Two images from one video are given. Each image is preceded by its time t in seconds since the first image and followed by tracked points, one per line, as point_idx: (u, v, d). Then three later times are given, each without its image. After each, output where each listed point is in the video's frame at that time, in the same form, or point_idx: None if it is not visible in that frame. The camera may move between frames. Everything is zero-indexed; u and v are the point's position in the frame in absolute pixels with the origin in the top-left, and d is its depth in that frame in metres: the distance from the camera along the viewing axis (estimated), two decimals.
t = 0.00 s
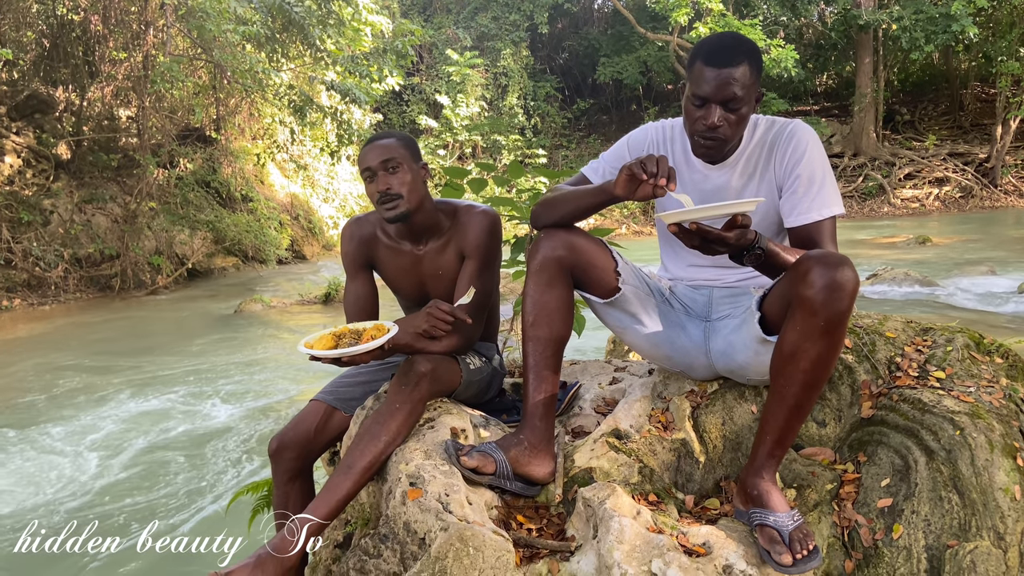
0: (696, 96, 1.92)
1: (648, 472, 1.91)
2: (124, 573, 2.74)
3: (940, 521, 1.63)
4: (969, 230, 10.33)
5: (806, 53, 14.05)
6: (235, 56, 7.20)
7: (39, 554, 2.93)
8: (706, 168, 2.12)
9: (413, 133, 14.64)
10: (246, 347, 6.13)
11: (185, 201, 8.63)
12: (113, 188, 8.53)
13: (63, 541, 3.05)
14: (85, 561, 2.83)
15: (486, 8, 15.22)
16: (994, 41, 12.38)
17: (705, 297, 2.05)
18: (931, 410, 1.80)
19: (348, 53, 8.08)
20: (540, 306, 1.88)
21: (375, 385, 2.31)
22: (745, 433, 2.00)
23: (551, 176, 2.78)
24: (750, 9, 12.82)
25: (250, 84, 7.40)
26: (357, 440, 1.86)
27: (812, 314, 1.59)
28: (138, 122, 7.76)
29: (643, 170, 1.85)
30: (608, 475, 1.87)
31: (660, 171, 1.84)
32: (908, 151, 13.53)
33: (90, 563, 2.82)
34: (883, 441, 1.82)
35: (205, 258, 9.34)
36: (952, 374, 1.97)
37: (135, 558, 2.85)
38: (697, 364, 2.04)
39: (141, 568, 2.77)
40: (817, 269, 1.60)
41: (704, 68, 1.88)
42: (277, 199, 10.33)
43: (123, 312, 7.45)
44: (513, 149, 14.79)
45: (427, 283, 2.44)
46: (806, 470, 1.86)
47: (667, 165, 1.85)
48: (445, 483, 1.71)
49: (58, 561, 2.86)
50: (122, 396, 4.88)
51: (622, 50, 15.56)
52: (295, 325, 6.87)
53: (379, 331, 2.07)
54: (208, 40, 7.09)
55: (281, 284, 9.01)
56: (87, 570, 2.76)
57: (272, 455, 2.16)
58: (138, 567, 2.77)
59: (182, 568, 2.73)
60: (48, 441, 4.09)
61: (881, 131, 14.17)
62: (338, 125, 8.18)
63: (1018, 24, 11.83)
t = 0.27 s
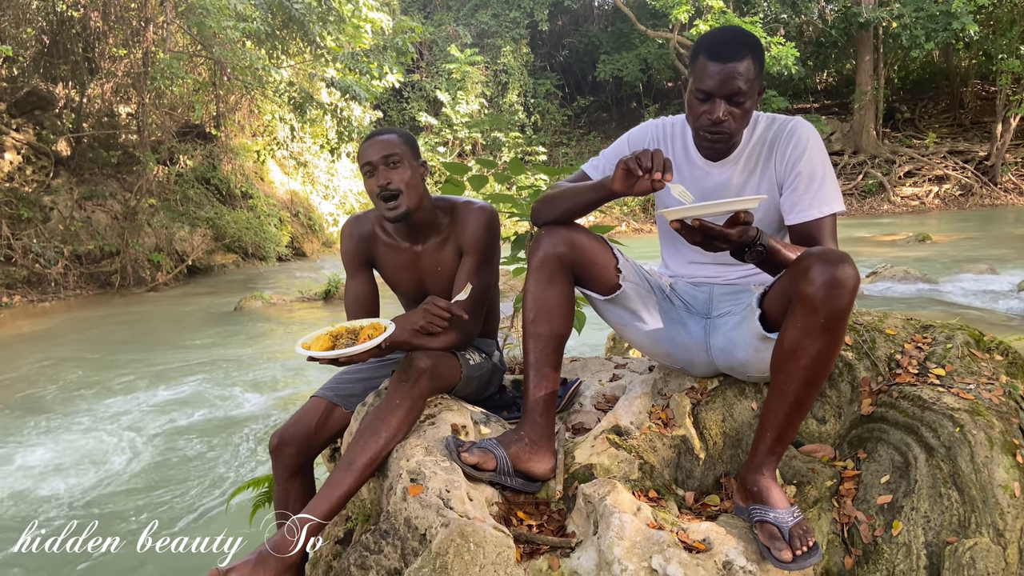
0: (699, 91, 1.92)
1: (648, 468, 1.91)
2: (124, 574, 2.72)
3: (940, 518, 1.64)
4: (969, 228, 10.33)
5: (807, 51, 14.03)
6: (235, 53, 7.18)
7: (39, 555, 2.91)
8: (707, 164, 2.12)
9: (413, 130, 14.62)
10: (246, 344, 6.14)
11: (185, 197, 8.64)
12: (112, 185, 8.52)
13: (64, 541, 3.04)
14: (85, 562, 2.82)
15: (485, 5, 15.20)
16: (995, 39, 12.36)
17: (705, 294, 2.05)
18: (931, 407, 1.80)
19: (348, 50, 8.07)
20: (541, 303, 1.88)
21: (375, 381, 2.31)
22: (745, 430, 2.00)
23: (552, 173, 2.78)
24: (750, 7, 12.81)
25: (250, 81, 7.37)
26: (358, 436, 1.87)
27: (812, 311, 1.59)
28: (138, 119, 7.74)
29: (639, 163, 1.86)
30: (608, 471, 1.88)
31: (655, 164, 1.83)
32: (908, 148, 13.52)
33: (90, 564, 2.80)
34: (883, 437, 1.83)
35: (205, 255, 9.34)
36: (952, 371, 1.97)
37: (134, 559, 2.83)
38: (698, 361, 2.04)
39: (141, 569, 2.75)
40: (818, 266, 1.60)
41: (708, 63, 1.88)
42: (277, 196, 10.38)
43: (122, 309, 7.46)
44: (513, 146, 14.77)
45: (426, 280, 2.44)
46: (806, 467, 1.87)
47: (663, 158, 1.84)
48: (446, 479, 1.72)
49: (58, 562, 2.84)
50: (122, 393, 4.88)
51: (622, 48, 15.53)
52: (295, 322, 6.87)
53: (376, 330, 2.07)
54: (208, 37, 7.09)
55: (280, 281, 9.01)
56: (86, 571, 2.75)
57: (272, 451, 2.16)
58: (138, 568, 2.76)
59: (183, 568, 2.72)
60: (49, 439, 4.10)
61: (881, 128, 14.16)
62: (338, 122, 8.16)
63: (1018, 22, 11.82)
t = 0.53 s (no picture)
0: (703, 80, 1.92)
1: (648, 466, 1.91)
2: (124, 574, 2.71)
3: (940, 516, 1.64)
4: (968, 227, 10.33)
5: (807, 49, 14.02)
6: (235, 50, 7.17)
7: (39, 555, 2.90)
8: (708, 160, 2.12)
9: (413, 127, 14.61)
10: (246, 341, 6.14)
11: (185, 195, 8.54)
12: (112, 182, 8.52)
13: (63, 541, 3.03)
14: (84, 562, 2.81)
15: (486, 3, 15.18)
16: (996, 38, 12.35)
17: (705, 292, 2.05)
18: (931, 405, 1.80)
19: (348, 47, 8.06)
20: (541, 300, 1.88)
21: (375, 378, 2.30)
22: (745, 428, 2.00)
23: (552, 171, 2.78)
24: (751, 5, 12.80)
25: (250, 79, 7.32)
26: (358, 433, 1.86)
27: (812, 309, 1.59)
28: (138, 116, 7.74)
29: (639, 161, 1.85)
30: (608, 469, 1.88)
31: (655, 162, 1.83)
32: (908, 147, 13.51)
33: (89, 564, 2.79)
34: (883, 436, 1.83)
35: (205, 252, 9.34)
36: (952, 369, 1.97)
37: (135, 559, 2.82)
38: (698, 359, 2.04)
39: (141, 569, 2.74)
40: (819, 264, 1.60)
41: (711, 51, 1.89)
42: (277, 193, 10.45)
43: (122, 306, 7.46)
44: (513, 144, 14.77)
45: (425, 278, 2.43)
46: (806, 465, 1.87)
47: (662, 155, 1.84)
48: (446, 477, 1.72)
49: (58, 563, 2.83)
50: (122, 390, 4.89)
51: (622, 46, 15.50)
52: (294, 320, 6.87)
53: (374, 328, 2.08)
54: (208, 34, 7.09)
55: (280, 278, 9.01)
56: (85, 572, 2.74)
57: (272, 449, 2.16)
58: (138, 569, 2.74)
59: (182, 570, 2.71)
60: (49, 436, 4.10)
61: (881, 127, 14.14)
62: (338, 120, 8.15)
63: (1019, 20, 11.81)
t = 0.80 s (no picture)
0: (701, 78, 1.91)
1: (647, 465, 1.91)
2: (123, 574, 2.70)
3: (940, 516, 1.64)
4: (968, 226, 10.33)
5: (807, 48, 14.02)
6: (235, 48, 7.15)
7: (39, 555, 2.89)
8: (707, 159, 2.12)
9: (413, 126, 14.59)
10: (246, 340, 6.14)
11: (185, 193, 8.64)
12: (112, 180, 8.51)
13: (63, 541, 3.02)
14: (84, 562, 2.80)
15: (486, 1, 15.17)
16: (996, 37, 12.34)
17: (705, 291, 2.05)
18: (930, 404, 1.80)
19: (348, 45, 8.06)
20: (541, 299, 1.88)
21: (375, 376, 2.30)
22: (745, 427, 2.00)
23: (552, 170, 2.77)
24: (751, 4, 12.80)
25: (251, 77, 7.30)
26: (358, 432, 1.86)
27: (812, 308, 1.59)
28: (138, 114, 7.72)
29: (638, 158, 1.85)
30: (607, 468, 1.88)
31: (654, 159, 1.83)
32: (908, 146, 13.51)
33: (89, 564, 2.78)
34: (883, 435, 1.83)
35: (205, 250, 9.33)
36: (952, 369, 1.97)
37: (134, 560, 2.81)
38: (698, 358, 2.04)
39: (141, 569, 2.73)
40: (818, 263, 1.59)
41: (710, 50, 1.88)
42: (277, 191, 10.41)
43: (122, 304, 7.47)
44: (514, 143, 14.76)
45: (424, 276, 2.43)
46: (806, 465, 1.87)
47: (660, 152, 1.84)
48: (445, 476, 1.72)
49: (58, 563, 2.82)
50: (122, 388, 4.89)
51: (622, 44, 15.47)
52: (294, 318, 6.87)
53: (375, 326, 2.07)
54: (207, 32, 7.07)
55: (280, 277, 9.01)
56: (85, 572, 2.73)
57: (272, 447, 2.16)
58: (138, 569, 2.73)
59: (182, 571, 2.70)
60: (48, 434, 4.10)
61: (881, 125, 14.13)
62: (338, 118, 8.14)
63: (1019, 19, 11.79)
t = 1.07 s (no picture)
0: (699, 77, 1.91)
1: (647, 463, 1.91)
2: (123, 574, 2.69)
3: (939, 514, 1.64)
4: (967, 225, 10.33)
5: (807, 47, 14.01)
6: (235, 46, 7.13)
7: (40, 555, 2.88)
8: (707, 157, 2.11)
9: (413, 124, 14.58)
10: (245, 338, 6.13)
11: (185, 190, 8.66)
12: (112, 178, 8.50)
13: (64, 540, 3.01)
14: (84, 562, 2.78)
15: None
16: (996, 35, 12.33)
17: (705, 289, 2.05)
18: (931, 402, 1.80)
19: (348, 43, 8.07)
20: (540, 298, 1.88)
21: (375, 375, 2.31)
22: (745, 425, 2.00)
23: (552, 168, 2.77)
24: (752, 2, 12.79)
25: (251, 75, 7.27)
26: (357, 430, 1.86)
27: (811, 306, 1.59)
28: (138, 112, 7.71)
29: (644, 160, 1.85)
30: (608, 466, 1.87)
31: (661, 161, 1.83)
32: (908, 145, 13.50)
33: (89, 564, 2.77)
34: (883, 433, 1.83)
35: (205, 248, 9.32)
36: (952, 367, 1.97)
37: (135, 560, 2.80)
38: (697, 356, 2.04)
39: (142, 569, 2.72)
40: (818, 261, 1.59)
41: (707, 48, 1.88)
42: (275, 191, 10.31)
43: (122, 302, 7.46)
44: (514, 141, 14.76)
45: (425, 274, 2.43)
46: (805, 463, 1.87)
47: (667, 155, 1.84)
48: (445, 473, 1.72)
49: (58, 563, 2.81)
50: (121, 386, 4.88)
51: (622, 43, 15.44)
52: (294, 316, 6.87)
53: (375, 324, 2.06)
54: (207, 30, 7.05)
55: (279, 275, 9.01)
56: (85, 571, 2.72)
57: (272, 445, 2.16)
58: (138, 569, 2.72)
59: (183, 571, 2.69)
60: (48, 432, 4.10)
61: (881, 124, 14.12)
62: (338, 116, 8.13)
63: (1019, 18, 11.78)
